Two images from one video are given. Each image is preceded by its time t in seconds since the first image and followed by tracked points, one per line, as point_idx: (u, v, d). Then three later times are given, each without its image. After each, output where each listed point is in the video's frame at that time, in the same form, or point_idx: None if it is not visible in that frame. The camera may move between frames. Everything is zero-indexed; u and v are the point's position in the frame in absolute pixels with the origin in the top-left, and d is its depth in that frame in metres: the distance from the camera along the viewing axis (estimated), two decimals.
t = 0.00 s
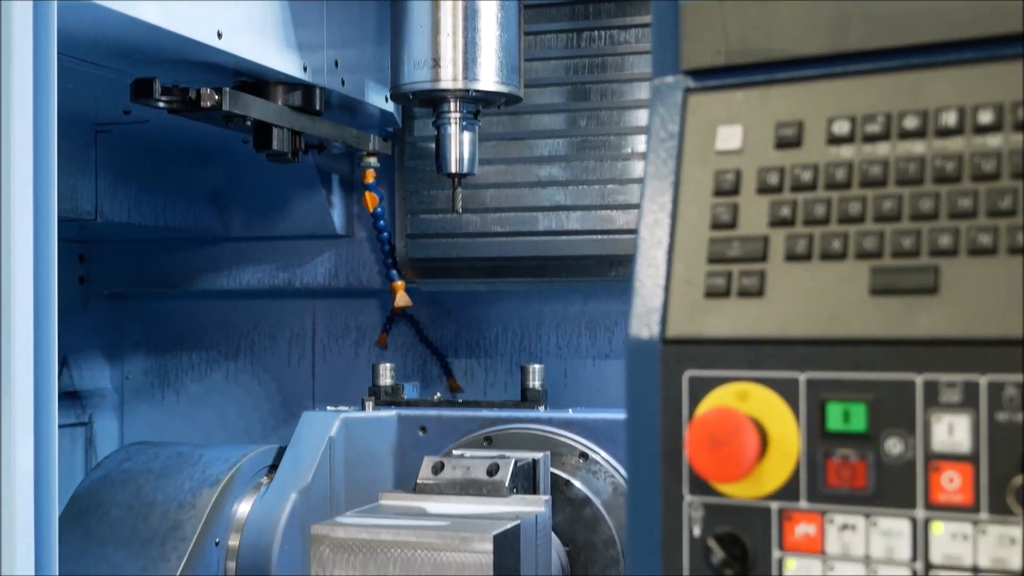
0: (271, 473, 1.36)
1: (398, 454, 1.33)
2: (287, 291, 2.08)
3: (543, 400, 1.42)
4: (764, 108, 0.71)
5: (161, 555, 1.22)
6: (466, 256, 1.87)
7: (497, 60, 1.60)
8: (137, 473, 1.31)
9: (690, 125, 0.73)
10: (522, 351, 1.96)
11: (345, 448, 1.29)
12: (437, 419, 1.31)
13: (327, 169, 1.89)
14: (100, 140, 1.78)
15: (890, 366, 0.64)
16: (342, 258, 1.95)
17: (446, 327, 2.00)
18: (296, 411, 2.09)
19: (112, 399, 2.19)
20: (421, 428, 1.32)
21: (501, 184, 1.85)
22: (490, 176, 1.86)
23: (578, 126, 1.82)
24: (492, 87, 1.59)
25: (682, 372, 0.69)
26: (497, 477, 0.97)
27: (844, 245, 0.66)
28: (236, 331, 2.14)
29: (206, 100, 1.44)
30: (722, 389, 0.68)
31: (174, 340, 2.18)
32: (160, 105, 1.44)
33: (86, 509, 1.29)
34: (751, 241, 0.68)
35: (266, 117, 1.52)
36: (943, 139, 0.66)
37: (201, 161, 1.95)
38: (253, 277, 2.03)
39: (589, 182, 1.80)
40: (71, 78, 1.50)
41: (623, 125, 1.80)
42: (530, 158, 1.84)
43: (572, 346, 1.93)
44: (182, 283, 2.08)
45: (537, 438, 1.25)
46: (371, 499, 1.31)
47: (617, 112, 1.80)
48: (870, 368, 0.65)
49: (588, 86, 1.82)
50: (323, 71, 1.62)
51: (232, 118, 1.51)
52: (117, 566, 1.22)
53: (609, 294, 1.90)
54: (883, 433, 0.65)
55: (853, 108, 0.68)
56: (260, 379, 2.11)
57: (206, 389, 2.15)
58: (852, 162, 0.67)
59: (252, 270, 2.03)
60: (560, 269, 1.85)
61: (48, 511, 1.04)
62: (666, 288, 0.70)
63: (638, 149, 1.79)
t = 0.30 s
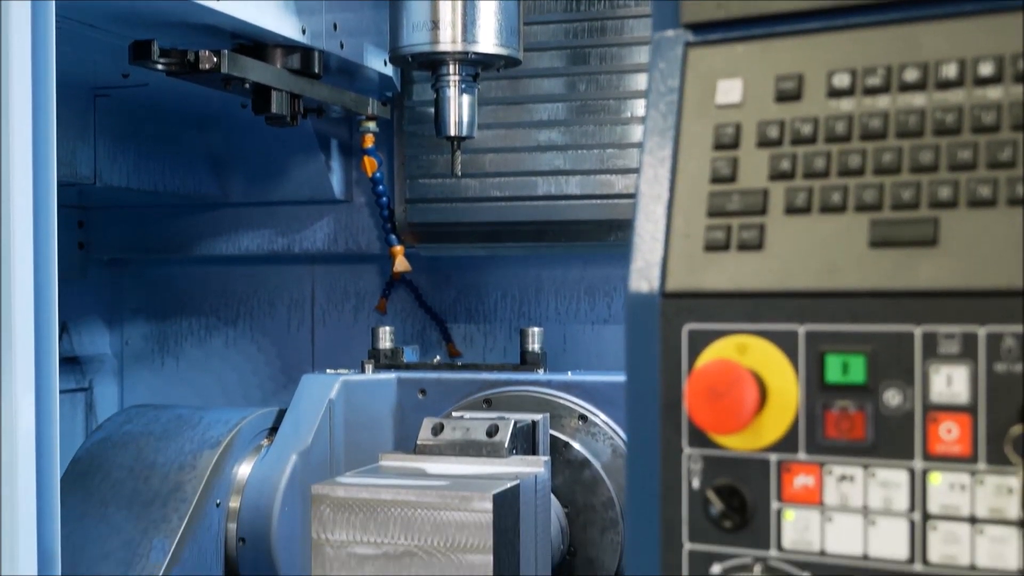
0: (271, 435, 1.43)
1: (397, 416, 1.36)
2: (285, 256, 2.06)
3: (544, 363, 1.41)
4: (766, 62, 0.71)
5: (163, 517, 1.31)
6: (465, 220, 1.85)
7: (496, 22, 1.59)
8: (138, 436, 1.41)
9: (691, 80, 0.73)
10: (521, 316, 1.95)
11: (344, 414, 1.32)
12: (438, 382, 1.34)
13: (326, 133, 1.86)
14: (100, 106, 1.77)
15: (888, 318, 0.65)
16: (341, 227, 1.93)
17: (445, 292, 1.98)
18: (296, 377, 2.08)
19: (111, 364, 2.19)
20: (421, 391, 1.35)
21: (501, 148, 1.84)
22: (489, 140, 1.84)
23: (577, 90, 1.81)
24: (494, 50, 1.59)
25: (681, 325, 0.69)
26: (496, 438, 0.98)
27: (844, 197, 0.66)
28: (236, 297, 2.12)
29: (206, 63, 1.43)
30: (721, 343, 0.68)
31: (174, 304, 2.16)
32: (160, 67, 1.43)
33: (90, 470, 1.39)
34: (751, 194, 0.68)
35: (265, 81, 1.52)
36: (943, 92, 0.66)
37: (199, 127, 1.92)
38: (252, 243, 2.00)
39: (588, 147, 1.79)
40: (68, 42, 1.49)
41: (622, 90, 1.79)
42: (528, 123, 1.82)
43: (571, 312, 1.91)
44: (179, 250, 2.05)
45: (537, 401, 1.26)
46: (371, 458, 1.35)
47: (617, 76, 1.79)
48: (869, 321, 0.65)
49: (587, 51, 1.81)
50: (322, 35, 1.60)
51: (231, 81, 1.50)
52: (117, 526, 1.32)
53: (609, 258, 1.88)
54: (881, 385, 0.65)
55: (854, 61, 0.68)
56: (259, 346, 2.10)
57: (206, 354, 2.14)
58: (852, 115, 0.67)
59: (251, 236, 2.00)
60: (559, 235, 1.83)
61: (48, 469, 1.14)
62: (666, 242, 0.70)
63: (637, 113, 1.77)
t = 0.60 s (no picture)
0: (271, 392, 1.39)
1: (397, 372, 1.34)
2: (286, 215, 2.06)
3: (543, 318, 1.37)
4: (768, 7, 0.71)
5: (166, 470, 1.25)
6: (463, 179, 1.85)
7: None
8: (141, 391, 1.37)
9: (694, 25, 0.73)
10: (522, 275, 1.94)
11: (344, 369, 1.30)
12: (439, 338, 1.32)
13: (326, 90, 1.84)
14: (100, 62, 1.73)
15: (890, 260, 0.65)
16: (341, 185, 1.93)
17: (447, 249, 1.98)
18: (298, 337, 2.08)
19: (112, 324, 2.20)
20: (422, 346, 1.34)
21: (502, 107, 1.82)
22: (490, 99, 1.83)
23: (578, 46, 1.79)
24: (494, 5, 1.55)
25: (683, 270, 0.69)
26: (498, 392, 0.99)
27: (846, 140, 0.66)
28: (237, 255, 2.12)
29: (205, 17, 1.42)
30: (722, 286, 0.68)
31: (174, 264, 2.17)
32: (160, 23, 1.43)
33: (93, 425, 1.35)
34: (753, 138, 0.68)
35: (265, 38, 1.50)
36: (947, 34, 0.66)
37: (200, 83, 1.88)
38: (251, 203, 2.00)
39: (590, 104, 1.78)
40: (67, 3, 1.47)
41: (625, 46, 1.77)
42: (530, 80, 1.81)
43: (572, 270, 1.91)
44: (179, 210, 2.06)
45: (538, 355, 1.24)
46: (371, 413, 1.34)
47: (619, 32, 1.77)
48: (871, 263, 0.65)
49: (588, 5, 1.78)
50: None
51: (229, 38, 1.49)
52: (121, 479, 1.27)
53: (609, 216, 1.88)
54: (882, 327, 0.65)
55: (857, 5, 0.68)
56: (259, 304, 2.11)
57: (207, 314, 2.15)
58: (855, 58, 0.67)
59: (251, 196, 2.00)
60: (559, 192, 1.82)
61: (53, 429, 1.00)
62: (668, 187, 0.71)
63: (639, 70, 1.76)
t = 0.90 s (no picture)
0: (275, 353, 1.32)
1: (401, 334, 1.26)
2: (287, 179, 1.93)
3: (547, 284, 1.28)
4: None
5: (169, 430, 1.19)
6: (467, 143, 1.73)
7: None
8: (143, 351, 1.31)
9: None
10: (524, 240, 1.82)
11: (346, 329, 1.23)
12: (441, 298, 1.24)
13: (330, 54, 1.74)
14: (101, 25, 1.66)
15: (892, 212, 0.65)
16: (343, 148, 1.82)
17: (448, 215, 1.86)
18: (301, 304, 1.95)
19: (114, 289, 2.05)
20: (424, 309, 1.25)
21: (504, 70, 1.71)
22: (491, 62, 1.71)
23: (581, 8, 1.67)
24: None
25: (686, 223, 0.69)
26: (499, 352, 0.99)
27: (850, 92, 0.66)
28: (238, 221, 1.99)
29: None
30: (726, 239, 0.68)
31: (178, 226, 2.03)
32: None
33: (96, 386, 1.28)
34: (757, 90, 0.69)
35: None
36: None
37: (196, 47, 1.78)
38: (252, 166, 1.88)
39: (591, 67, 1.66)
40: None
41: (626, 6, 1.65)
42: (531, 42, 1.70)
43: (573, 235, 1.79)
44: (183, 171, 1.93)
45: (539, 317, 1.18)
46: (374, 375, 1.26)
47: None
48: (873, 215, 0.65)
49: None
50: None
51: None
52: (123, 439, 1.21)
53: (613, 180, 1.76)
54: (884, 279, 0.65)
55: None
56: (262, 269, 1.97)
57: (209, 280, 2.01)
58: (860, 11, 0.68)
59: (252, 159, 1.88)
60: (561, 155, 1.71)
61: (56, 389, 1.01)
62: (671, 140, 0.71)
63: (641, 33, 1.64)
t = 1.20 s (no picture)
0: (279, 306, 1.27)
1: (404, 287, 1.23)
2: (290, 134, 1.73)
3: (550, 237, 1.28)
4: None
5: (174, 381, 1.13)
6: (472, 99, 1.55)
7: None
8: (147, 303, 1.24)
9: None
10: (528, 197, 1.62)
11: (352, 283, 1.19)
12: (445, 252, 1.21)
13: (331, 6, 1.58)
14: None
15: (898, 154, 0.65)
16: (348, 103, 1.64)
17: (450, 171, 1.66)
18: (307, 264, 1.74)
19: (118, 245, 1.82)
20: (426, 263, 1.21)
21: (507, 23, 1.53)
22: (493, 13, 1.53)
23: None
24: None
25: (691, 166, 0.69)
26: (503, 304, 0.99)
27: (857, 34, 0.67)
28: (241, 177, 1.78)
29: None
30: (731, 181, 0.68)
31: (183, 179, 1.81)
32: None
33: (100, 338, 1.21)
34: (763, 33, 0.69)
35: None
36: None
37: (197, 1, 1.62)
38: (257, 121, 1.69)
39: (596, 20, 1.48)
40: None
41: None
42: None
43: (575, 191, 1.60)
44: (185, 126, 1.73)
45: (541, 271, 1.15)
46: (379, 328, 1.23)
47: None
48: (879, 157, 0.65)
49: None
50: None
51: None
52: (129, 391, 1.15)
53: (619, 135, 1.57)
54: (889, 221, 0.65)
55: None
56: (266, 226, 1.77)
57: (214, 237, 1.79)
58: None
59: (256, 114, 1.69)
60: (564, 112, 1.53)
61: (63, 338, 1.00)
62: (676, 84, 0.71)
63: None
